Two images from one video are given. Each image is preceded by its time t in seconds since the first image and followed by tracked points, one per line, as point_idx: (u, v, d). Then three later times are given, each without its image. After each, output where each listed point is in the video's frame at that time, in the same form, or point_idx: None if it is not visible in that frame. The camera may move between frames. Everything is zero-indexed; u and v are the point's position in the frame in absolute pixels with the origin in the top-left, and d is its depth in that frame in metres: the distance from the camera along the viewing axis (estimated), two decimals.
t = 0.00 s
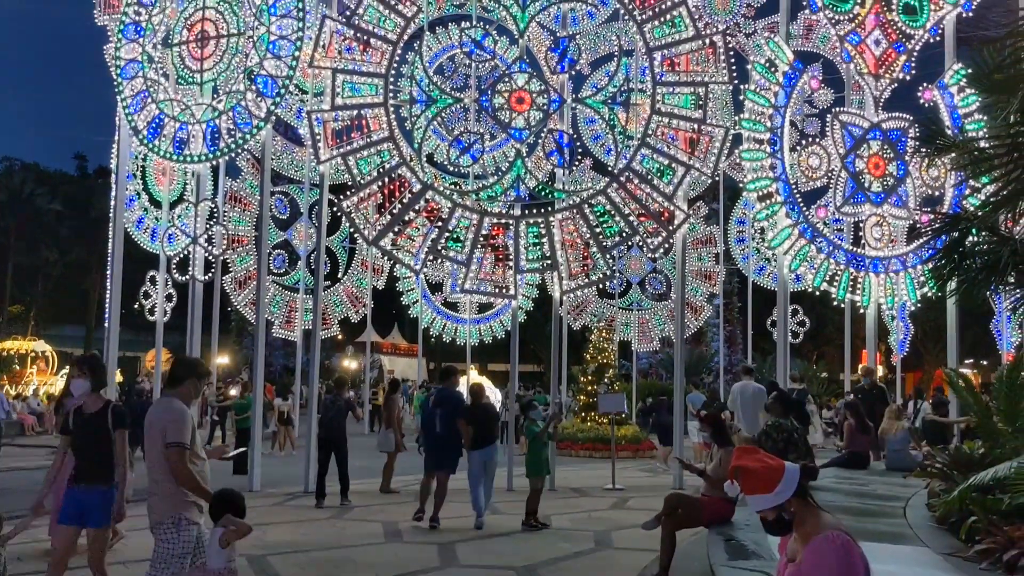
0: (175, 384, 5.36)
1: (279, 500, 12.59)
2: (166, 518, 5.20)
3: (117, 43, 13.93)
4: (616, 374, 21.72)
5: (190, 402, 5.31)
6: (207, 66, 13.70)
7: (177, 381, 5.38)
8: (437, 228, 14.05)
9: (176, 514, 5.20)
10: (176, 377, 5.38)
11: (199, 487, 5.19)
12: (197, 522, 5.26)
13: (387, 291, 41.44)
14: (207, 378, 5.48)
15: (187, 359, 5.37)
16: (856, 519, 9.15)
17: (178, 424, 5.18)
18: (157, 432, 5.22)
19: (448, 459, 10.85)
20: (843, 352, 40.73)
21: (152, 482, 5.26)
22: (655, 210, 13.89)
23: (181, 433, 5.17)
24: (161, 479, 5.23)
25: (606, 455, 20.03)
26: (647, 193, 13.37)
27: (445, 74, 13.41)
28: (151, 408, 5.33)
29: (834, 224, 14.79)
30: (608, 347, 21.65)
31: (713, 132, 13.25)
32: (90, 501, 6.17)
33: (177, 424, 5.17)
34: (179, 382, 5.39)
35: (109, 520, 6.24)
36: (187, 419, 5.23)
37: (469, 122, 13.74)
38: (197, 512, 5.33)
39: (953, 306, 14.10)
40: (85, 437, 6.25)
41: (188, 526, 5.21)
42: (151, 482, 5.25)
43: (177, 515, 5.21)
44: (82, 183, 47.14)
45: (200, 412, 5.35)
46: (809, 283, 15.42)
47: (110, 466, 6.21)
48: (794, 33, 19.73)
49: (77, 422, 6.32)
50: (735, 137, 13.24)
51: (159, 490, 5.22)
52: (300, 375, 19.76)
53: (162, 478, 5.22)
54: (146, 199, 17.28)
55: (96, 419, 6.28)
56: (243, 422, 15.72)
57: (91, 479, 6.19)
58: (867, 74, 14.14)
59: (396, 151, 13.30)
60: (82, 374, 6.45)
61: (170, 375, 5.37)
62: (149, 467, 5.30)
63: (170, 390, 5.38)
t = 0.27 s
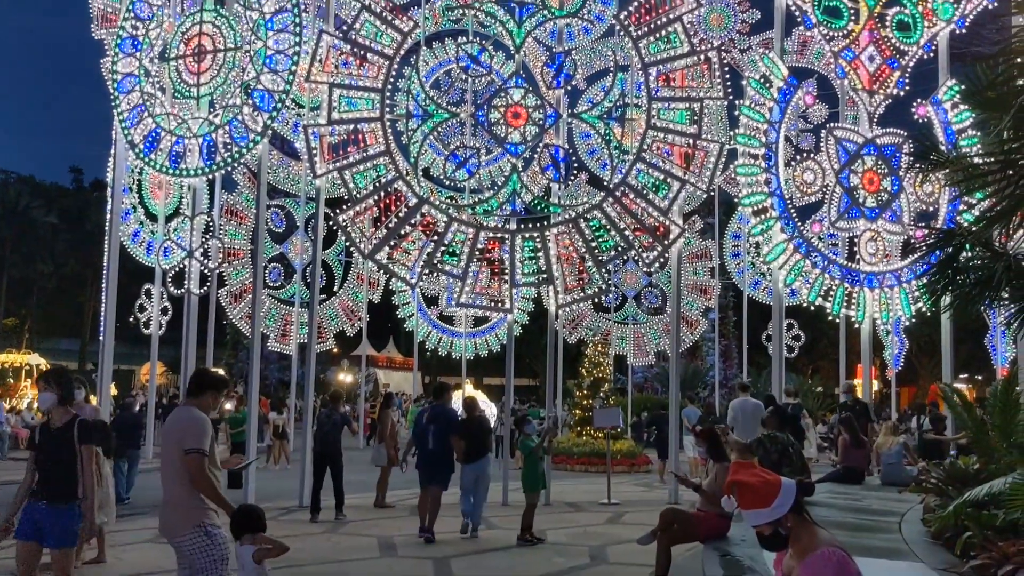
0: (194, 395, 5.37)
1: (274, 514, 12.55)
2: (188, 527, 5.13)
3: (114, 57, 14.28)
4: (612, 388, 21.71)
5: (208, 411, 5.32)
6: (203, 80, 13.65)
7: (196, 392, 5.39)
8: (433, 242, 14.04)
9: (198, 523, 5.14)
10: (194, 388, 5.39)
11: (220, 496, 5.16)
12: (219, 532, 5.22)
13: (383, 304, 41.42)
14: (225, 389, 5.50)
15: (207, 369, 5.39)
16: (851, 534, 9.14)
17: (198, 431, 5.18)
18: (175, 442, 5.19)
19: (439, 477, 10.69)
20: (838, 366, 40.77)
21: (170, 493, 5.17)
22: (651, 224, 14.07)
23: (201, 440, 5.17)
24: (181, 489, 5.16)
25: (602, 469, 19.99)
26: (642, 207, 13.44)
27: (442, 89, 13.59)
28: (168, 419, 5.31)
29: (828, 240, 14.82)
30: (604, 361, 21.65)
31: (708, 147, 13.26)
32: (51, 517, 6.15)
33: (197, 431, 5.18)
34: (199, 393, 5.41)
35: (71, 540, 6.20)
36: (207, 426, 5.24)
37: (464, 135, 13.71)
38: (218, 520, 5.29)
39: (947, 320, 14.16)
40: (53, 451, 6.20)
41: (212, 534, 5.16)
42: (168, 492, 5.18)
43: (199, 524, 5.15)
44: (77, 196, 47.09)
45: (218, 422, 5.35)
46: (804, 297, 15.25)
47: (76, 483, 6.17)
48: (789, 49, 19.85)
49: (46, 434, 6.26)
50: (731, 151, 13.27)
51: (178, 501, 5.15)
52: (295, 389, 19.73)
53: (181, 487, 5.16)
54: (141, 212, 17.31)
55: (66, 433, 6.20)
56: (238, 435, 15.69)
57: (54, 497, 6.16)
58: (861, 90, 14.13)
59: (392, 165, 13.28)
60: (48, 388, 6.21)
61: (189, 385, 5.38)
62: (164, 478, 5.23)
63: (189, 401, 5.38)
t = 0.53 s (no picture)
0: (214, 410, 5.71)
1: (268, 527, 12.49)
2: (207, 535, 5.38)
3: (111, 68, 14.11)
4: (608, 400, 21.67)
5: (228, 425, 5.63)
6: (200, 91, 13.64)
7: (214, 408, 5.73)
8: (430, 253, 14.03)
9: (216, 531, 5.39)
10: (212, 404, 5.73)
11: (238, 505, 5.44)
12: (234, 541, 5.48)
13: (379, 315, 41.36)
14: (241, 407, 5.86)
15: (225, 385, 5.75)
16: (848, 546, 9.11)
17: (219, 443, 5.48)
18: (197, 452, 5.48)
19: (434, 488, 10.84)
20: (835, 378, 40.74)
21: (191, 502, 5.43)
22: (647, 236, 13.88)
23: (223, 451, 5.47)
24: (202, 498, 5.42)
25: (598, 481, 19.94)
26: (638, 219, 13.50)
27: (439, 100, 13.68)
28: (187, 432, 5.60)
29: (824, 250, 14.88)
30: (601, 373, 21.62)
31: (705, 159, 13.34)
32: None
33: (220, 441, 5.49)
34: (216, 408, 5.74)
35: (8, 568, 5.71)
36: (228, 438, 5.54)
37: (460, 147, 13.66)
38: (233, 531, 5.55)
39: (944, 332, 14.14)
40: None
41: (230, 542, 5.42)
42: (187, 501, 5.43)
43: (217, 532, 5.40)
44: (73, 207, 47.02)
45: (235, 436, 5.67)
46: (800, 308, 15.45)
47: (15, 505, 5.71)
48: (785, 61, 19.90)
49: None
50: (727, 164, 13.35)
51: (197, 509, 5.39)
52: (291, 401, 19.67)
53: (201, 497, 5.42)
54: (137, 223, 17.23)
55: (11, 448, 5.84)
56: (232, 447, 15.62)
57: None
58: (857, 102, 14.14)
59: (389, 176, 13.41)
60: None
61: (208, 400, 5.70)
62: (183, 488, 5.49)
63: (207, 416, 5.71)
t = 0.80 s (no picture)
0: (236, 420, 5.70)
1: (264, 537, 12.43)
2: (235, 546, 5.44)
3: (108, 77, 14.08)
4: (605, 409, 21.65)
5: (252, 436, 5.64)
6: (199, 100, 13.70)
7: (236, 416, 5.73)
8: (427, 262, 14.03)
9: (245, 541, 5.47)
10: (233, 414, 5.73)
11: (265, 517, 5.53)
12: (258, 548, 5.58)
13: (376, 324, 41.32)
14: (261, 415, 5.86)
15: (246, 396, 5.73)
16: (845, 556, 9.10)
17: (248, 456, 5.50)
18: (224, 464, 5.50)
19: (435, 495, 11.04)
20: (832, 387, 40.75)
21: (219, 513, 5.46)
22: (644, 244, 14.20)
23: (251, 463, 5.50)
24: (231, 510, 5.46)
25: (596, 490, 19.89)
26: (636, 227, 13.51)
27: (436, 109, 13.59)
28: (212, 443, 5.60)
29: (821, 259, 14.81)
30: (598, 381, 21.62)
31: (701, 168, 13.35)
32: (18, 554, 5.66)
33: (247, 454, 5.50)
34: (236, 418, 5.75)
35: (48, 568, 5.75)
36: (254, 450, 5.55)
37: (458, 156, 13.62)
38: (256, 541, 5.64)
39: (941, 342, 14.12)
40: (23, 476, 5.77)
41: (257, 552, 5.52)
42: (215, 514, 5.46)
43: (244, 542, 5.46)
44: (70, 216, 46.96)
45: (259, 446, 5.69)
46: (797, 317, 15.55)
47: (49, 512, 5.71)
48: (781, 71, 19.96)
49: (11, 455, 5.80)
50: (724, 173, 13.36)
51: (225, 522, 5.44)
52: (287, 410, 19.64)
53: (230, 509, 5.46)
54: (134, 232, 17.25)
55: (40, 453, 5.80)
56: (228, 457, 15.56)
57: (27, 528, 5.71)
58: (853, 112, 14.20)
59: (386, 186, 13.36)
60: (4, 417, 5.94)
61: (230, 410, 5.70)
62: (209, 500, 5.51)
63: (229, 425, 5.71)
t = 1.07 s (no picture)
0: (255, 428, 5.70)
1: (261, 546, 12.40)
2: (253, 555, 5.45)
3: (107, 87, 14.07)
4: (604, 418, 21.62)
5: (271, 444, 5.67)
6: (197, 109, 13.75)
7: (254, 424, 5.73)
8: (425, 271, 14.03)
9: (264, 550, 5.48)
10: (251, 421, 5.72)
11: (285, 525, 5.57)
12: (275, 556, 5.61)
13: (374, 333, 41.29)
14: (278, 424, 5.88)
15: (265, 403, 5.73)
16: (843, 566, 9.20)
17: (270, 465, 5.53)
18: (245, 472, 5.50)
19: (439, 505, 11.18)
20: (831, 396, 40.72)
21: (236, 523, 5.47)
22: (642, 253, 14.32)
23: (273, 473, 5.53)
24: (249, 519, 5.46)
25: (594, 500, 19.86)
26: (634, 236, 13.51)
27: (434, 118, 13.60)
28: (231, 450, 5.61)
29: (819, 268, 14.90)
30: (596, 391, 21.62)
31: (699, 177, 13.36)
32: (55, 562, 5.40)
33: (267, 465, 5.51)
34: (253, 426, 5.73)
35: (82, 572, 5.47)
36: (275, 459, 5.58)
37: (455, 165, 13.69)
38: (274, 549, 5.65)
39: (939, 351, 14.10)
40: (58, 482, 5.56)
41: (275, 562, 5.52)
42: (235, 522, 5.47)
43: (262, 551, 5.48)
44: (68, 224, 46.94)
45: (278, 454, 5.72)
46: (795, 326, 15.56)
47: (84, 517, 5.48)
48: (779, 80, 20.03)
49: (44, 460, 5.61)
50: (722, 182, 13.37)
51: (245, 529, 5.46)
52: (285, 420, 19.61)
53: (250, 517, 5.48)
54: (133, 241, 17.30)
55: (73, 457, 5.62)
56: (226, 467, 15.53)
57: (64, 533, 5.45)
58: (851, 121, 14.27)
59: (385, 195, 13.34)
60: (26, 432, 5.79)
61: (250, 418, 5.67)
62: (228, 507, 5.52)
63: (247, 433, 5.71)
